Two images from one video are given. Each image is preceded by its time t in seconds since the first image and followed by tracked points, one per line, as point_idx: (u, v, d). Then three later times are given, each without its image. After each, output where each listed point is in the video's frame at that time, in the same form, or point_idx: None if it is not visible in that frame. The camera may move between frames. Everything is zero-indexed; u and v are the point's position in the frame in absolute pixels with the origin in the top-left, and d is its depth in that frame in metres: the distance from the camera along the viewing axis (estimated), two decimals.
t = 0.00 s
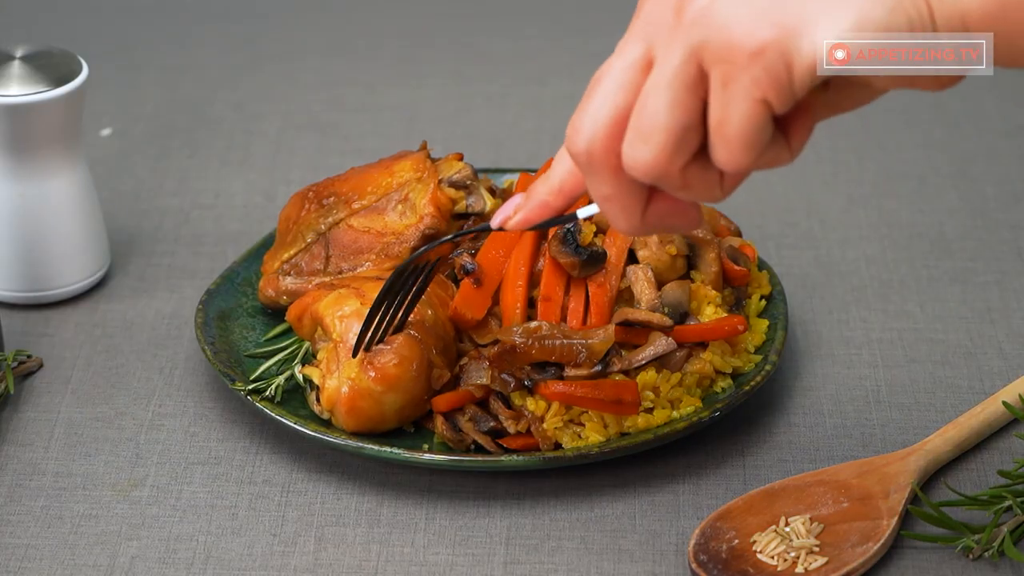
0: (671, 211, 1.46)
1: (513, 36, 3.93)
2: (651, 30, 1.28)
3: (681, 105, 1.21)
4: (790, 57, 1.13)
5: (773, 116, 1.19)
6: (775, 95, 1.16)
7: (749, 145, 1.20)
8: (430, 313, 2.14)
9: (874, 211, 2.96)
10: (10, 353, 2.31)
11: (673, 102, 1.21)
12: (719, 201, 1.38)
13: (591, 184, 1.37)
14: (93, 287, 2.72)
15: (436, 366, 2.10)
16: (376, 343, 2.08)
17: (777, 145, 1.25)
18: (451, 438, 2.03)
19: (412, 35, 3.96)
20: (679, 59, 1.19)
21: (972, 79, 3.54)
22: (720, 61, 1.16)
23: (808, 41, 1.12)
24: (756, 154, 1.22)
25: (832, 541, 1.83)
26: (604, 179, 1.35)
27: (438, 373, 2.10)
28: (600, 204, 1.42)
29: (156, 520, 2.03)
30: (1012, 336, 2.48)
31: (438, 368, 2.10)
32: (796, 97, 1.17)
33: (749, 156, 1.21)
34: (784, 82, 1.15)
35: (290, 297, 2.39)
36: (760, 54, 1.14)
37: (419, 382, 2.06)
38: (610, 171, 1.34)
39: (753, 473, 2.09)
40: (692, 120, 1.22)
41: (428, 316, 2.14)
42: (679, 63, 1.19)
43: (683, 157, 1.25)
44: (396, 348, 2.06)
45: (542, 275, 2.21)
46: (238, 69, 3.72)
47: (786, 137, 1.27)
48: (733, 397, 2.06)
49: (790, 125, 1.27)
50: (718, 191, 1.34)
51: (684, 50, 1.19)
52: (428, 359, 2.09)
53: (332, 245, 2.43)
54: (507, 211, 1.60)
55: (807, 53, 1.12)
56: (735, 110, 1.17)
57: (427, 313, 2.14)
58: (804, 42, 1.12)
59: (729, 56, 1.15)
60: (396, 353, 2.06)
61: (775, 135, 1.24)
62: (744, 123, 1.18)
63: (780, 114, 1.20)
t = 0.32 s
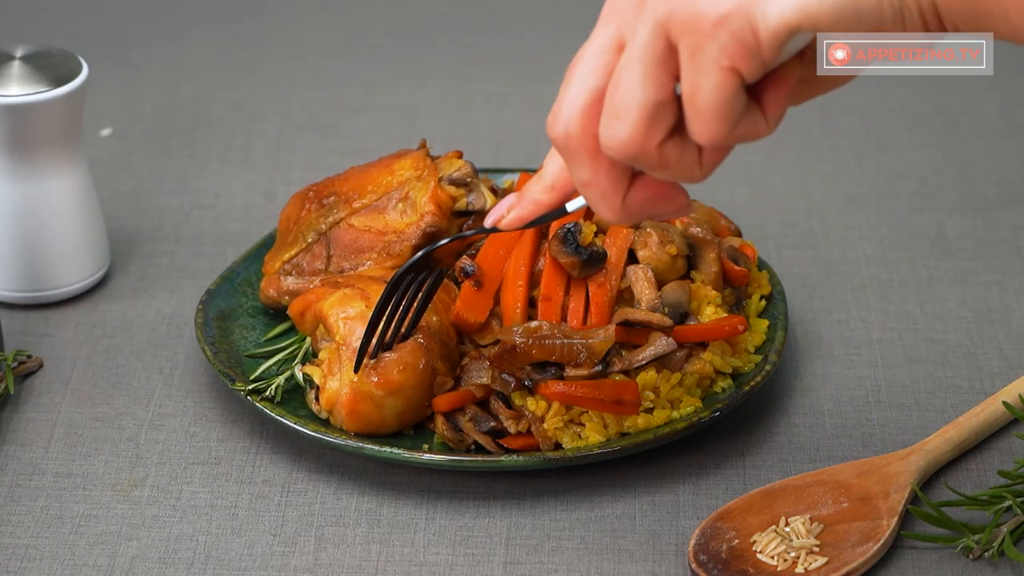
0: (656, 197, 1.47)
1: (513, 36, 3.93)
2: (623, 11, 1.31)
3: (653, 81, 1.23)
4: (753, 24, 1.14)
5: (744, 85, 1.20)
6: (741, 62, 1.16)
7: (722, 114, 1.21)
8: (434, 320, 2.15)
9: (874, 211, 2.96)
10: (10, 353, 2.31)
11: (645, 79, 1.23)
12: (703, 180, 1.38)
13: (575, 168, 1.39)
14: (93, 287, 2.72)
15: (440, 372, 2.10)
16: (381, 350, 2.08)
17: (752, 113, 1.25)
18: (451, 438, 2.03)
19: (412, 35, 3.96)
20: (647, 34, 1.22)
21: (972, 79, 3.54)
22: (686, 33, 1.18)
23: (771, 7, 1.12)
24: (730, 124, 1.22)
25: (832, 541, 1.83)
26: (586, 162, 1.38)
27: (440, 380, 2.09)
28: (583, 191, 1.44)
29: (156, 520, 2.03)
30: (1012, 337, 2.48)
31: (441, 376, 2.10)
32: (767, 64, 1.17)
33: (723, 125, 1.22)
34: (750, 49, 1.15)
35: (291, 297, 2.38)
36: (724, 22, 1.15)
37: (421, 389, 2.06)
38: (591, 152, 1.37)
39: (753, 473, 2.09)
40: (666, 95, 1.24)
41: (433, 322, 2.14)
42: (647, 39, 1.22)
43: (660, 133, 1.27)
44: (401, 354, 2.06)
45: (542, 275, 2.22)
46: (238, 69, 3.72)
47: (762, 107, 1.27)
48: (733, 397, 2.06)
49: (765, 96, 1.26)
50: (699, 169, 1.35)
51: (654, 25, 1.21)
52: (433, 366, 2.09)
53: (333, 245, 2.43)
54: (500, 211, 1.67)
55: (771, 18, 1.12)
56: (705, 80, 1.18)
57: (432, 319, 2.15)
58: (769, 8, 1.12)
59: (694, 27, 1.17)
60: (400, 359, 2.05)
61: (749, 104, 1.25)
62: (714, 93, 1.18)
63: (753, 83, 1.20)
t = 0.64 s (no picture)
0: (657, 211, 1.48)
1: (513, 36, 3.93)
2: (627, 25, 1.29)
3: (656, 98, 1.24)
4: (757, 40, 1.16)
5: (746, 101, 1.22)
6: (745, 80, 1.18)
7: (725, 131, 1.23)
8: (434, 321, 2.15)
9: (874, 211, 2.96)
10: (10, 353, 2.32)
11: (648, 95, 1.24)
12: (703, 194, 1.40)
13: (576, 182, 1.40)
14: (93, 287, 2.72)
15: (439, 372, 2.10)
16: (380, 351, 2.07)
17: (754, 130, 1.28)
18: (451, 438, 2.03)
19: (412, 35, 3.96)
20: (650, 51, 1.22)
21: (972, 78, 3.54)
22: (690, 50, 1.19)
23: (775, 22, 1.14)
24: (732, 141, 1.24)
25: (832, 541, 1.83)
26: (587, 175, 1.38)
27: (440, 381, 2.10)
28: (583, 204, 1.44)
29: (156, 520, 2.03)
30: (1012, 337, 2.48)
31: (440, 376, 2.10)
32: (770, 81, 1.20)
33: (725, 142, 1.24)
34: (753, 66, 1.17)
35: (292, 297, 2.39)
36: (727, 40, 1.16)
37: (420, 390, 2.06)
38: (592, 166, 1.37)
39: (753, 473, 2.09)
40: (668, 111, 1.25)
41: (432, 323, 2.14)
42: (650, 55, 1.22)
43: (662, 148, 1.28)
44: (400, 355, 2.06)
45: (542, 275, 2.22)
46: (238, 69, 3.72)
47: (764, 124, 1.30)
48: (733, 397, 2.06)
49: (767, 113, 1.30)
50: (701, 183, 1.36)
51: (656, 41, 1.22)
52: (432, 366, 2.09)
53: (333, 245, 2.44)
54: (499, 220, 1.63)
55: (775, 35, 1.14)
56: (707, 96, 1.20)
57: (430, 320, 2.15)
58: (773, 24, 1.14)
59: (698, 44, 1.18)
60: (399, 360, 2.05)
61: (751, 120, 1.27)
62: (717, 109, 1.20)
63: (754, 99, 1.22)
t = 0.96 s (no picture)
0: (661, 212, 1.48)
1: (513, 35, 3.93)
2: (635, 26, 1.28)
3: (663, 98, 1.24)
4: (766, 41, 1.17)
5: (753, 102, 1.22)
6: (753, 80, 1.19)
7: (732, 132, 1.23)
8: (435, 322, 2.14)
9: (874, 211, 2.96)
10: (10, 353, 2.32)
11: (655, 95, 1.24)
12: (708, 196, 1.40)
13: (581, 182, 1.39)
14: (93, 287, 2.72)
15: (440, 374, 2.11)
16: (381, 351, 2.07)
17: (761, 132, 1.29)
18: (451, 438, 2.03)
19: (412, 35, 3.96)
20: (657, 51, 1.22)
21: (972, 78, 3.53)
22: (698, 50, 1.19)
23: (784, 23, 1.16)
24: (739, 141, 1.25)
25: (832, 541, 1.83)
26: (592, 177, 1.38)
27: (441, 382, 2.10)
28: (588, 205, 1.44)
29: (156, 520, 2.03)
30: (1012, 337, 2.48)
31: (440, 377, 2.10)
32: (777, 81, 1.20)
33: (733, 143, 1.24)
34: (761, 66, 1.18)
35: (292, 298, 2.38)
36: (736, 40, 1.17)
37: (421, 391, 2.06)
38: (598, 168, 1.37)
39: (753, 473, 2.09)
40: (675, 112, 1.25)
41: (434, 324, 2.14)
42: (657, 56, 1.22)
43: (669, 149, 1.28)
44: (401, 356, 2.06)
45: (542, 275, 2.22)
46: (238, 69, 3.72)
47: (771, 126, 1.31)
48: (733, 397, 2.06)
49: (774, 114, 1.31)
50: (706, 185, 1.37)
51: (663, 42, 1.22)
52: (433, 367, 2.09)
53: (333, 245, 2.44)
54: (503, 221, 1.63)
55: (784, 35, 1.16)
56: (715, 97, 1.20)
57: (432, 322, 2.14)
58: (782, 24, 1.16)
59: (706, 44, 1.18)
60: (400, 362, 2.05)
61: (758, 121, 1.27)
62: (725, 109, 1.21)
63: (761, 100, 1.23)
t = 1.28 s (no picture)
0: (671, 211, 1.48)
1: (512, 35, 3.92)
2: (649, 23, 1.29)
3: (676, 95, 1.25)
4: (779, 40, 1.18)
5: (765, 101, 1.24)
6: (765, 79, 1.20)
7: (743, 130, 1.24)
8: (436, 323, 2.14)
9: (874, 211, 2.96)
10: (10, 353, 2.32)
11: (667, 92, 1.25)
12: (719, 194, 1.41)
13: (592, 179, 1.40)
14: (93, 287, 2.72)
15: (441, 376, 2.11)
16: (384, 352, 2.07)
17: (773, 131, 1.29)
18: (451, 438, 2.03)
19: (412, 35, 3.96)
20: (671, 48, 1.24)
21: (973, 78, 3.54)
22: (710, 49, 1.21)
23: (797, 22, 1.17)
24: (750, 140, 1.26)
25: (832, 541, 1.83)
26: (603, 172, 1.38)
27: (442, 384, 2.10)
28: (598, 203, 1.44)
29: (156, 520, 2.03)
30: (1011, 337, 2.48)
31: (442, 379, 2.10)
32: (789, 80, 1.22)
33: (743, 141, 1.26)
34: (773, 66, 1.20)
35: (292, 298, 2.38)
36: (749, 39, 1.18)
37: (422, 392, 2.06)
38: (609, 164, 1.37)
39: (753, 473, 2.09)
40: (687, 109, 1.26)
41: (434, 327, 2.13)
42: (671, 53, 1.23)
43: (681, 145, 1.29)
44: (405, 357, 2.06)
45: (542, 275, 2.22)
46: (238, 69, 3.72)
47: (782, 125, 1.32)
48: (733, 397, 2.06)
49: (786, 114, 1.31)
50: (717, 183, 1.38)
51: (677, 40, 1.23)
52: (436, 369, 2.09)
53: (333, 245, 2.44)
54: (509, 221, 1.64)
55: (797, 35, 1.17)
56: (727, 94, 1.22)
57: (432, 322, 2.14)
58: (795, 23, 1.17)
59: (720, 42, 1.20)
60: (403, 363, 2.05)
61: (770, 120, 1.28)
62: (736, 107, 1.22)
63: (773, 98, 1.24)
